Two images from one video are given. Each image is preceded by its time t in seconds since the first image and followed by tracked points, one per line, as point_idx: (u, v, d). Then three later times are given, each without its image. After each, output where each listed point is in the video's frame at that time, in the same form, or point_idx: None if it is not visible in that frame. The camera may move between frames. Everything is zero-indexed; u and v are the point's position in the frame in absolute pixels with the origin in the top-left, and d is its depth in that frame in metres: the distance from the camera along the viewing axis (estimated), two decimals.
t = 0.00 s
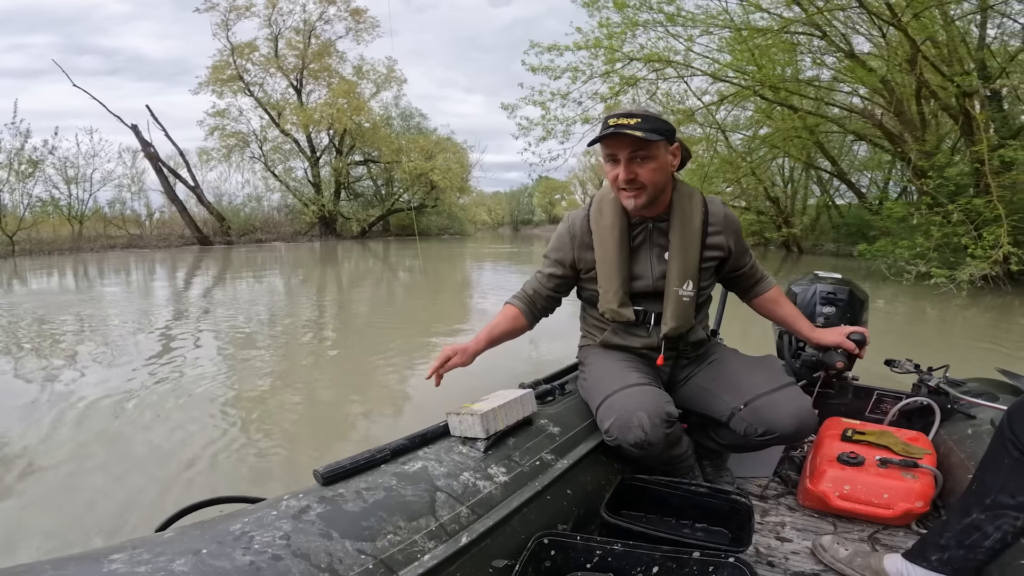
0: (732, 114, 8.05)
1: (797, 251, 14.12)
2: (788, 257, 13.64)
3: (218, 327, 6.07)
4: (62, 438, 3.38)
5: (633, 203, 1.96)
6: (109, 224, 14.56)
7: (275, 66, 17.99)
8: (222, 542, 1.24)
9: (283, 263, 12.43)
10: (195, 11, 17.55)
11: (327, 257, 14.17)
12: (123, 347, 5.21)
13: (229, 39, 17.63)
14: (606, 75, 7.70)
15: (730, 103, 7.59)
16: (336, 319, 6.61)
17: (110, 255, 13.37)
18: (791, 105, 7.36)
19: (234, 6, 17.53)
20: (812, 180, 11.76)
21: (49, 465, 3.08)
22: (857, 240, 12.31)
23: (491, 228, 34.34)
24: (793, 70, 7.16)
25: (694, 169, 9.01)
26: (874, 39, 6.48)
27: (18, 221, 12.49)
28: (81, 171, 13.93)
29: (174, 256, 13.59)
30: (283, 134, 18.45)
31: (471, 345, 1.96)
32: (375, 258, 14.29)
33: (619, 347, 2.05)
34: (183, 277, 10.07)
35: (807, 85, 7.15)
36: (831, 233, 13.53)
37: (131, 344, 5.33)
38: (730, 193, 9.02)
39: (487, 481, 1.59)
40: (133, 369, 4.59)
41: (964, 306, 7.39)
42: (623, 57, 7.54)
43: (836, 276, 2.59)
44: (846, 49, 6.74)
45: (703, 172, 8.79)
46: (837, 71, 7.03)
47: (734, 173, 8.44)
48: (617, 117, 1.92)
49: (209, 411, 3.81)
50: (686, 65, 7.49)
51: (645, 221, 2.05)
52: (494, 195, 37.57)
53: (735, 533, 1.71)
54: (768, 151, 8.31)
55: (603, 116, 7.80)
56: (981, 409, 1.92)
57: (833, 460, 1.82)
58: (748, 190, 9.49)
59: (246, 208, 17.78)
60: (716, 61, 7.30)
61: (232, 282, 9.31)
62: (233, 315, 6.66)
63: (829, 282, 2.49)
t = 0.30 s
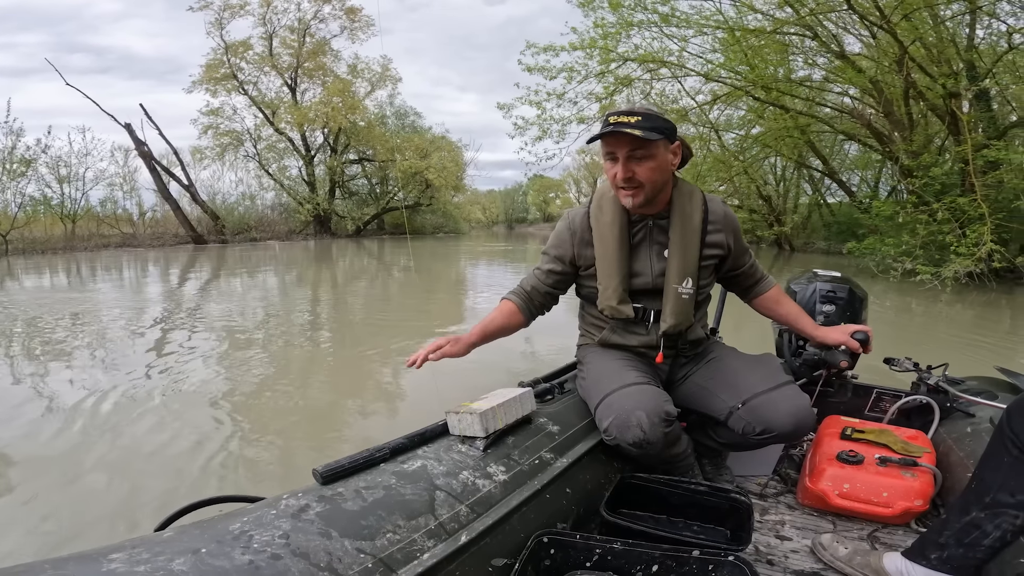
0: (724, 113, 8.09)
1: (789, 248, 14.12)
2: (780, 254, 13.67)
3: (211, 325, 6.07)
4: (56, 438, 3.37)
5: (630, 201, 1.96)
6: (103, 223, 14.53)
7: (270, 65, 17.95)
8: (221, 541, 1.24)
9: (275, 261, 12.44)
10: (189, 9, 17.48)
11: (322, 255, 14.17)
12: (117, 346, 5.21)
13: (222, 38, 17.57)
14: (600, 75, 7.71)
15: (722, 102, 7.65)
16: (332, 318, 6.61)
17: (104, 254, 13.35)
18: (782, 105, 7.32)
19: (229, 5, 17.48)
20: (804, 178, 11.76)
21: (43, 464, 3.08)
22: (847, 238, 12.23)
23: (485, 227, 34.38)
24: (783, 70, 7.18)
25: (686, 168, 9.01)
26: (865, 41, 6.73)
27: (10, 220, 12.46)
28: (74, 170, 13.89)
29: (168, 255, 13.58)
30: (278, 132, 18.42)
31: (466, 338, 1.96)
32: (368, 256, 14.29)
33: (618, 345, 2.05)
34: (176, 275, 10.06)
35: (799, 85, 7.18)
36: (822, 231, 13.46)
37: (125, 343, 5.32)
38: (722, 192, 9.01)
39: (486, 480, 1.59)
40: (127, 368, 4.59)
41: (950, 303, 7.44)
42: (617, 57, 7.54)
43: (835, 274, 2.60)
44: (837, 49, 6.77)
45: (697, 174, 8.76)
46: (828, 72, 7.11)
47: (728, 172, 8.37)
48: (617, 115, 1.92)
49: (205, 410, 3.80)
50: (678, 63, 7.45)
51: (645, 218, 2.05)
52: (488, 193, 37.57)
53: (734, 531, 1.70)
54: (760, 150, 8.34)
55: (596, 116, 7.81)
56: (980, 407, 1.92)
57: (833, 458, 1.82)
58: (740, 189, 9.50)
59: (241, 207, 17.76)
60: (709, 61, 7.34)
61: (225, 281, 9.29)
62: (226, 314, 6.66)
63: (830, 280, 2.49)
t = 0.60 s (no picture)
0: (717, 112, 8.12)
1: (781, 247, 14.19)
2: (773, 253, 13.72)
3: (206, 324, 6.05)
4: (49, 438, 3.34)
5: (614, 195, 1.96)
6: (95, 222, 14.44)
7: (264, 64, 17.87)
8: (218, 538, 1.23)
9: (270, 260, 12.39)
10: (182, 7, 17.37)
11: (317, 254, 14.13)
12: (110, 345, 5.17)
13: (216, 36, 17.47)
14: (596, 75, 7.70)
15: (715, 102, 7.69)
16: (327, 316, 6.59)
17: (97, 253, 13.27)
18: (774, 106, 7.46)
19: (223, 4, 17.38)
20: (796, 178, 11.82)
21: (36, 464, 3.05)
22: (838, 236, 12.36)
23: (479, 225, 34.46)
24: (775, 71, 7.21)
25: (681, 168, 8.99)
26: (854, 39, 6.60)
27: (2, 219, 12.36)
28: (66, 169, 13.79)
29: (162, 254, 13.51)
30: (272, 131, 18.35)
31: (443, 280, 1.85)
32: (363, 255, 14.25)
33: (616, 341, 2.04)
34: (169, 274, 10.02)
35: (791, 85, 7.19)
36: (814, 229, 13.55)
37: (118, 342, 5.28)
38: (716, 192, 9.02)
39: (486, 478, 1.58)
40: (121, 367, 4.56)
41: (935, 299, 7.48)
42: (612, 58, 7.53)
43: (833, 272, 2.60)
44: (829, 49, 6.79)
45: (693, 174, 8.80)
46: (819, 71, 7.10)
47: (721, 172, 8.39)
48: (609, 112, 1.94)
49: (199, 409, 3.78)
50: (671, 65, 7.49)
51: (641, 212, 2.05)
52: (483, 193, 37.57)
53: (734, 530, 1.70)
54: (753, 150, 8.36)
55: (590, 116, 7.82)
56: (979, 405, 1.93)
57: (832, 456, 1.82)
58: (734, 189, 9.52)
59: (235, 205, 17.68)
60: (703, 62, 7.37)
61: (219, 280, 9.24)
62: (221, 312, 6.64)
63: (830, 277, 2.49)
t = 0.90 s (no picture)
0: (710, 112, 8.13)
1: (774, 245, 14.25)
2: (765, 251, 13.76)
3: (200, 323, 6.03)
4: (43, 437, 3.33)
5: (612, 195, 1.96)
6: (89, 221, 14.36)
7: (260, 62, 17.79)
8: (217, 536, 1.22)
9: (264, 259, 12.37)
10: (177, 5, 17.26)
11: (313, 253, 14.11)
12: (104, 344, 5.15)
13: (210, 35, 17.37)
14: (592, 75, 7.69)
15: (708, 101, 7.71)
16: (323, 315, 6.58)
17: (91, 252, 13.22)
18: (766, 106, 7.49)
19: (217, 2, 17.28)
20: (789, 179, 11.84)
21: (31, 464, 3.03)
22: (829, 235, 12.41)
23: (474, 223, 34.47)
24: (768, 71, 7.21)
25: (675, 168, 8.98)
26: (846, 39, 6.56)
27: None
28: (59, 168, 13.70)
29: (156, 253, 13.47)
30: (267, 130, 18.29)
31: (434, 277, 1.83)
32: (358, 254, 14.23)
33: (614, 338, 2.04)
34: (162, 273, 9.98)
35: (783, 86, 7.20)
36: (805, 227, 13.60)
37: (112, 341, 5.26)
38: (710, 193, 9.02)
39: (485, 475, 1.58)
40: (115, 366, 4.55)
41: (922, 295, 7.53)
42: (607, 59, 7.53)
43: (830, 269, 2.60)
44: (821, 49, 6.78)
45: (688, 172, 8.80)
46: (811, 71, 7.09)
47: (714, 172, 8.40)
48: (604, 113, 1.94)
49: (195, 408, 3.77)
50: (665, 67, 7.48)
51: (639, 210, 2.04)
52: (478, 192, 37.56)
53: (733, 527, 1.70)
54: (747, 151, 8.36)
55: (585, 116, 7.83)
56: (977, 403, 1.93)
57: (830, 454, 1.82)
58: (727, 188, 9.53)
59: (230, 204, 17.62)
60: (697, 62, 7.39)
61: (215, 278, 9.21)
62: (215, 311, 6.62)
63: (826, 275, 2.49)
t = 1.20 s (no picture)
0: (705, 111, 8.14)
1: (767, 242, 14.29)
2: (759, 248, 13.79)
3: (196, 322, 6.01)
4: (39, 437, 3.32)
5: (611, 196, 1.96)
6: (83, 220, 14.30)
7: (255, 61, 17.72)
8: (215, 536, 1.22)
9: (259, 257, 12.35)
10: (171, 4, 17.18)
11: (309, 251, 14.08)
12: (99, 343, 5.13)
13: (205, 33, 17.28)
14: (588, 75, 7.67)
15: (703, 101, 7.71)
16: (319, 314, 6.57)
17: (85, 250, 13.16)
18: (760, 105, 7.50)
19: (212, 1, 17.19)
20: (782, 177, 11.86)
21: (28, 464, 3.02)
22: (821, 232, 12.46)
23: (469, 221, 34.46)
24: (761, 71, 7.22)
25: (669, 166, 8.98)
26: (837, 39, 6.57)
27: None
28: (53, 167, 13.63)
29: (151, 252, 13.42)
30: (263, 129, 18.25)
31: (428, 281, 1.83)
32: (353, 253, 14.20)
33: (614, 338, 2.04)
34: (157, 272, 9.95)
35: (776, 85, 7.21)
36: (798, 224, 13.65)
37: (106, 340, 5.24)
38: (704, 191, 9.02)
39: (483, 474, 1.58)
40: (111, 365, 4.53)
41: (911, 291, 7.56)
42: (603, 59, 7.53)
43: (829, 267, 2.60)
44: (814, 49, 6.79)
45: (682, 171, 8.80)
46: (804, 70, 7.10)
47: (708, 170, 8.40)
48: (599, 113, 1.93)
49: (191, 407, 3.76)
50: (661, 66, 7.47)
51: (636, 210, 2.04)
52: (474, 190, 37.55)
53: (731, 525, 1.71)
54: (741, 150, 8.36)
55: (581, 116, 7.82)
56: (974, 401, 1.94)
57: (828, 452, 1.83)
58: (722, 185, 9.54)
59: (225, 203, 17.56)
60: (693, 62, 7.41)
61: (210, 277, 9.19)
62: (210, 310, 6.60)
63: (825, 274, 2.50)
